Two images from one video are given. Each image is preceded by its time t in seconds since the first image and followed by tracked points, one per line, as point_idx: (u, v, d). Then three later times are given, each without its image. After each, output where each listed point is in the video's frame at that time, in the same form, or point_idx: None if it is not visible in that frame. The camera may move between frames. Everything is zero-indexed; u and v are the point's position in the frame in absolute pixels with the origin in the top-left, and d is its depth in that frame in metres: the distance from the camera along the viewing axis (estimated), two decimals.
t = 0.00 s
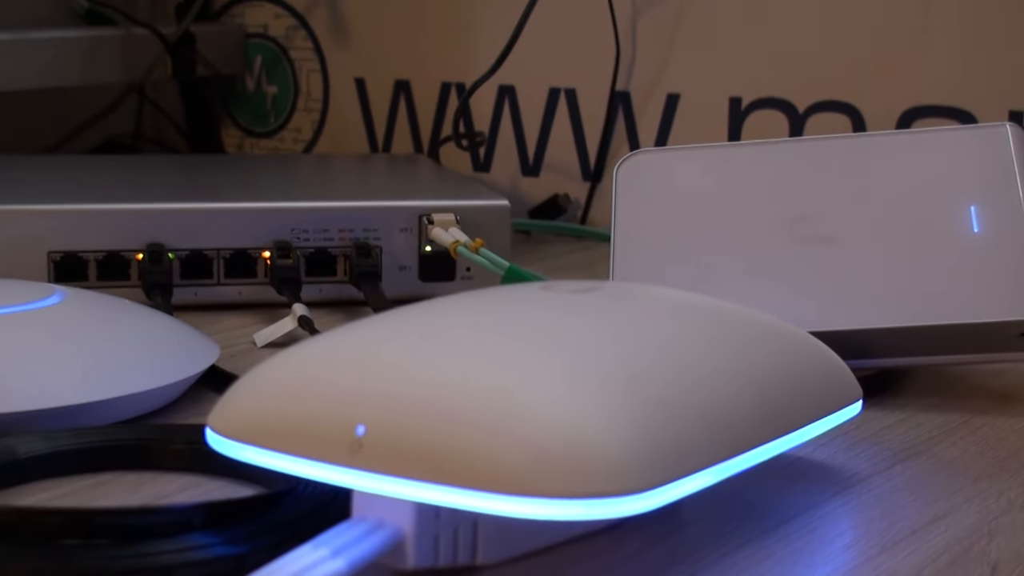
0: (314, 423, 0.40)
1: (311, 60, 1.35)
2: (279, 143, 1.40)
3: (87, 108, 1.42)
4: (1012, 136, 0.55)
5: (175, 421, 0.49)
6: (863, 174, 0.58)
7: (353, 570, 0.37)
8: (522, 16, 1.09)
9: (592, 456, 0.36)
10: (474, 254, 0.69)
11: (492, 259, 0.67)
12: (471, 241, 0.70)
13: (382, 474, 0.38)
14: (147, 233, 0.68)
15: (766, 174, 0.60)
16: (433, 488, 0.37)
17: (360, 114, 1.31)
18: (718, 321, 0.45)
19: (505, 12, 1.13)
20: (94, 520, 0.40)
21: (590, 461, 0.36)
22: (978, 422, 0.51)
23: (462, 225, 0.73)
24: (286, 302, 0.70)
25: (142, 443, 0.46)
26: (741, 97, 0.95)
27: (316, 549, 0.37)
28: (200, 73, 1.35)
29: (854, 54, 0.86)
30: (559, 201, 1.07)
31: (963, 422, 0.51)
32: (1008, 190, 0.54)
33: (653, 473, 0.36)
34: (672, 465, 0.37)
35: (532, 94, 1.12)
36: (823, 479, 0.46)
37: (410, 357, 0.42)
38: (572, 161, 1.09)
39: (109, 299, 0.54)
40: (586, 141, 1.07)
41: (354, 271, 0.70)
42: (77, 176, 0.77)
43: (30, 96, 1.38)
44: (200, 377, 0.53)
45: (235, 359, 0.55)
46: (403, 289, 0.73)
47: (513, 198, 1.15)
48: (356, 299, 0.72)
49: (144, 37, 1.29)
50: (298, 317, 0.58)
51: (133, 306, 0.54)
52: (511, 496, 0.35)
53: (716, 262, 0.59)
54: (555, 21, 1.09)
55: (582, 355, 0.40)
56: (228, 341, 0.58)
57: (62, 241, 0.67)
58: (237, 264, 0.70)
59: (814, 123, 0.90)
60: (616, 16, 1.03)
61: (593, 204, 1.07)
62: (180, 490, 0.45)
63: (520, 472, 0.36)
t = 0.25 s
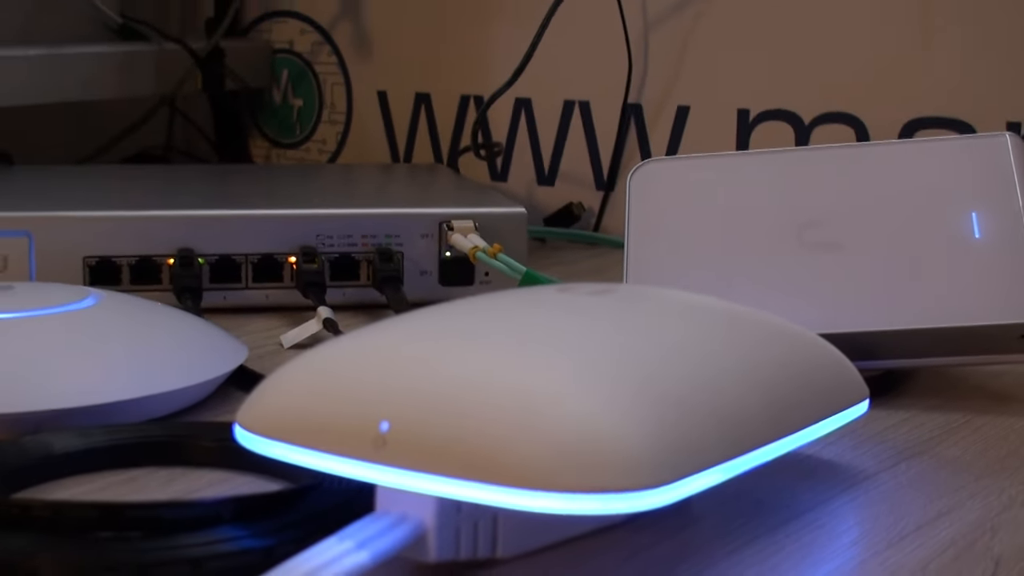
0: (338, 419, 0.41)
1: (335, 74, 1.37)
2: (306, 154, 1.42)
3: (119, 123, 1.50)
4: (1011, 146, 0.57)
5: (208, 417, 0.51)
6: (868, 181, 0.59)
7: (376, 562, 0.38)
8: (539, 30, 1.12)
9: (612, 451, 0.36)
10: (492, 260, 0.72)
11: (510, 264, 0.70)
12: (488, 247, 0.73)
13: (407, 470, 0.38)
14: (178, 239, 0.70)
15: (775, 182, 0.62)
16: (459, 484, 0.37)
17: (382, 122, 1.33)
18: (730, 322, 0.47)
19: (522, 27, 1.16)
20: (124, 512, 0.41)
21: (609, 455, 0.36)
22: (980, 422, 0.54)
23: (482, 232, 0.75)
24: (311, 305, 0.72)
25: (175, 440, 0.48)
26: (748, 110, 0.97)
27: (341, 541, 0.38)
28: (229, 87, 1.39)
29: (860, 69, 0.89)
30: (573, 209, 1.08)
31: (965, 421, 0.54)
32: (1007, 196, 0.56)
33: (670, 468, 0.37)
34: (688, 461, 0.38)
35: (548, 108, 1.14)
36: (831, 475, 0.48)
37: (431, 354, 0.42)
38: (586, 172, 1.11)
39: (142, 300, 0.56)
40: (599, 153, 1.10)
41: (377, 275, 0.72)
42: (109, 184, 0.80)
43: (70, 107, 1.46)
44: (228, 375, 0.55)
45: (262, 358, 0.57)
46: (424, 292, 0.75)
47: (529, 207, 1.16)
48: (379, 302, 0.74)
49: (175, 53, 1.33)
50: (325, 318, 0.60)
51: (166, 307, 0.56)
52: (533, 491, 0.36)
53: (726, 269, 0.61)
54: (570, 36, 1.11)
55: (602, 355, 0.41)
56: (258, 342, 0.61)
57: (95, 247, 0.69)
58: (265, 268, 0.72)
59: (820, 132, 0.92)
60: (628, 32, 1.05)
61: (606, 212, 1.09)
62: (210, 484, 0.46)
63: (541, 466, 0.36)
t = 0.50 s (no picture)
0: (362, 418, 0.42)
1: (358, 87, 1.40)
2: (329, 165, 1.44)
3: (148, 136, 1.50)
4: (1010, 155, 0.59)
5: (238, 416, 0.54)
6: (872, 190, 0.61)
7: (401, 558, 0.38)
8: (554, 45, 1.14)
9: (629, 450, 0.37)
10: (509, 265, 0.74)
11: (526, 269, 0.71)
12: (506, 252, 0.75)
13: (429, 467, 0.39)
14: (208, 245, 0.72)
15: (782, 190, 0.64)
16: (480, 481, 0.38)
17: (403, 134, 1.35)
18: (740, 326, 0.48)
19: (537, 42, 1.18)
20: (161, 509, 0.41)
21: (627, 453, 0.37)
22: (980, 421, 0.55)
23: (500, 238, 0.78)
24: (336, 309, 0.74)
25: (203, 439, 0.50)
26: (755, 122, 1.00)
27: (367, 536, 0.39)
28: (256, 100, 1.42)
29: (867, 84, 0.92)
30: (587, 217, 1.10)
31: (967, 420, 0.56)
32: (1006, 204, 0.58)
33: (685, 466, 0.38)
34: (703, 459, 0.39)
35: (563, 119, 1.16)
36: (839, 473, 0.50)
37: (451, 355, 0.43)
38: (599, 182, 1.13)
39: (175, 305, 0.58)
40: (612, 163, 1.12)
41: (399, 280, 0.74)
42: (140, 193, 0.82)
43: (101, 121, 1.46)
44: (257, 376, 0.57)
45: (289, 359, 0.59)
46: (445, 298, 0.77)
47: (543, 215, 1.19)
48: (401, 306, 0.76)
49: (206, 67, 1.35)
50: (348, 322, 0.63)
51: (198, 310, 0.59)
52: (548, 488, 0.37)
53: (735, 276, 0.63)
54: (584, 50, 1.13)
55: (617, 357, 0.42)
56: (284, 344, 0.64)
57: (129, 254, 0.71)
58: (291, 273, 0.74)
59: (824, 144, 0.95)
60: (640, 46, 1.07)
61: (618, 220, 1.11)
62: (238, 482, 0.48)
63: (560, 464, 0.37)
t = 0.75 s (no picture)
0: (384, 416, 0.43)
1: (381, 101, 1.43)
2: (352, 175, 1.47)
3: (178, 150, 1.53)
4: (1007, 163, 0.61)
5: (265, 415, 0.56)
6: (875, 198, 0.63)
7: (423, 553, 0.40)
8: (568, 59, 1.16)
9: (644, 448, 0.39)
10: (527, 270, 0.76)
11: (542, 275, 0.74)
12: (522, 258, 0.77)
13: (450, 465, 0.41)
14: (236, 252, 0.75)
15: (788, 198, 0.66)
16: (501, 479, 0.40)
17: (424, 147, 1.38)
18: (750, 328, 0.50)
19: (551, 56, 1.20)
20: (193, 506, 0.41)
21: (641, 451, 0.39)
22: (978, 421, 0.57)
23: (516, 245, 0.80)
24: (358, 312, 0.77)
25: (237, 438, 0.51)
26: (761, 132, 1.02)
27: (390, 532, 0.40)
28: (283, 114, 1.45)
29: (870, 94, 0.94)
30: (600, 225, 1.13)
31: (967, 420, 0.57)
32: (1004, 210, 0.59)
33: (697, 463, 0.40)
34: (714, 457, 0.40)
35: (577, 131, 1.18)
36: (845, 470, 0.51)
37: (471, 357, 0.45)
38: (611, 191, 1.15)
39: (203, 309, 0.61)
40: (623, 172, 1.14)
41: (420, 285, 0.77)
42: (170, 203, 0.85)
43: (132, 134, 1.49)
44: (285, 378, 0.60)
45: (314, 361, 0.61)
46: (464, 302, 0.79)
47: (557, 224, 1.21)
48: (422, 309, 0.79)
49: (235, 82, 1.37)
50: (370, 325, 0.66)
51: (225, 315, 0.61)
52: (568, 484, 0.38)
53: (744, 280, 0.65)
54: (597, 63, 1.16)
55: (632, 359, 0.44)
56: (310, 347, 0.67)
57: (160, 260, 0.74)
58: (316, 279, 0.77)
59: (828, 153, 0.98)
60: (651, 61, 1.10)
61: (629, 228, 1.14)
62: (266, 479, 0.49)
63: (577, 461, 0.38)
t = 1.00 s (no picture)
0: (404, 421, 0.45)
1: (397, 113, 1.44)
2: (370, 185, 1.48)
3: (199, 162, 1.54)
4: (1006, 172, 0.63)
5: (287, 419, 0.58)
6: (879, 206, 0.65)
7: (442, 553, 0.41)
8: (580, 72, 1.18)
9: (656, 451, 0.40)
10: (540, 277, 0.78)
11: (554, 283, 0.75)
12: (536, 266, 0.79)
13: (469, 467, 0.42)
14: (257, 260, 0.76)
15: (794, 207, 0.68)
16: (520, 482, 0.41)
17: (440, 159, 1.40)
18: (758, 333, 0.52)
19: (563, 69, 1.22)
20: (217, 507, 0.42)
21: (654, 454, 0.40)
22: (981, 422, 0.59)
23: (529, 253, 0.81)
24: (376, 318, 0.79)
25: (258, 441, 0.53)
26: (767, 142, 1.04)
27: (409, 533, 0.41)
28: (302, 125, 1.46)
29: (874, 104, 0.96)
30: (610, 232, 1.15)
31: (969, 421, 0.59)
32: (1004, 217, 0.61)
33: (708, 466, 0.41)
34: (724, 459, 0.42)
35: (588, 141, 1.20)
36: (851, 471, 0.53)
37: (488, 363, 0.47)
38: (622, 200, 1.17)
39: (225, 316, 0.63)
40: (633, 180, 1.16)
41: (437, 291, 0.78)
42: (192, 213, 0.86)
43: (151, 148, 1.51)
44: (305, 382, 0.61)
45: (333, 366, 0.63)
46: (479, 308, 0.81)
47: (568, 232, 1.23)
48: (438, 315, 0.80)
49: (256, 95, 1.39)
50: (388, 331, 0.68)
51: (246, 322, 0.63)
52: (584, 486, 0.40)
53: (752, 286, 0.66)
54: (606, 75, 1.17)
55: (645, 366, 0.45)
56: (330, 353, 0.68)
57: (184, 268, 0.76)
58: (335, 286, 0.78)
59: (832, 164, 0.99)
60: (659, 74, 1.11)
61: (639, 236, 1.15)
62: (288, 481, 0.51)
63: (592, 464, 0.40)
